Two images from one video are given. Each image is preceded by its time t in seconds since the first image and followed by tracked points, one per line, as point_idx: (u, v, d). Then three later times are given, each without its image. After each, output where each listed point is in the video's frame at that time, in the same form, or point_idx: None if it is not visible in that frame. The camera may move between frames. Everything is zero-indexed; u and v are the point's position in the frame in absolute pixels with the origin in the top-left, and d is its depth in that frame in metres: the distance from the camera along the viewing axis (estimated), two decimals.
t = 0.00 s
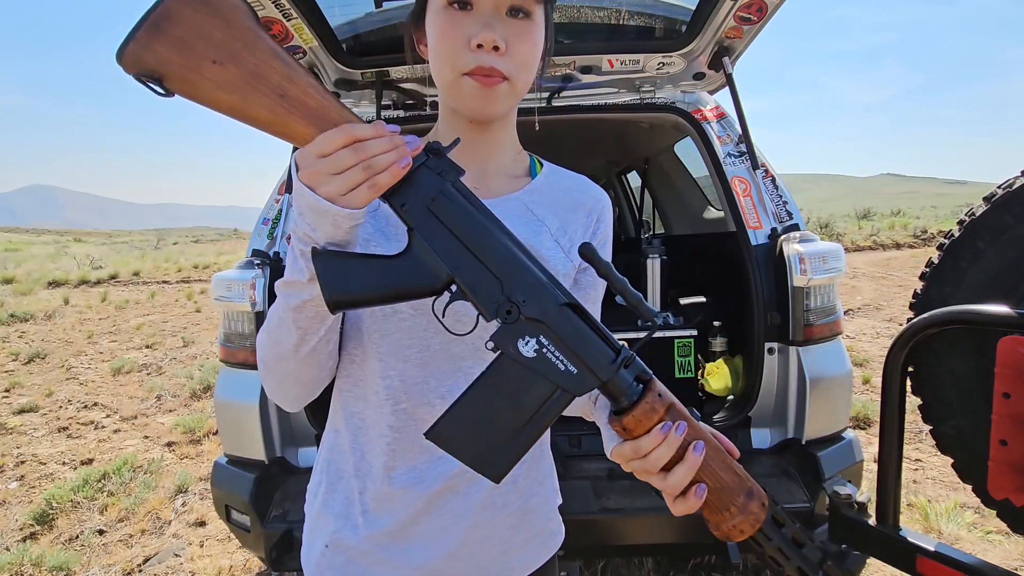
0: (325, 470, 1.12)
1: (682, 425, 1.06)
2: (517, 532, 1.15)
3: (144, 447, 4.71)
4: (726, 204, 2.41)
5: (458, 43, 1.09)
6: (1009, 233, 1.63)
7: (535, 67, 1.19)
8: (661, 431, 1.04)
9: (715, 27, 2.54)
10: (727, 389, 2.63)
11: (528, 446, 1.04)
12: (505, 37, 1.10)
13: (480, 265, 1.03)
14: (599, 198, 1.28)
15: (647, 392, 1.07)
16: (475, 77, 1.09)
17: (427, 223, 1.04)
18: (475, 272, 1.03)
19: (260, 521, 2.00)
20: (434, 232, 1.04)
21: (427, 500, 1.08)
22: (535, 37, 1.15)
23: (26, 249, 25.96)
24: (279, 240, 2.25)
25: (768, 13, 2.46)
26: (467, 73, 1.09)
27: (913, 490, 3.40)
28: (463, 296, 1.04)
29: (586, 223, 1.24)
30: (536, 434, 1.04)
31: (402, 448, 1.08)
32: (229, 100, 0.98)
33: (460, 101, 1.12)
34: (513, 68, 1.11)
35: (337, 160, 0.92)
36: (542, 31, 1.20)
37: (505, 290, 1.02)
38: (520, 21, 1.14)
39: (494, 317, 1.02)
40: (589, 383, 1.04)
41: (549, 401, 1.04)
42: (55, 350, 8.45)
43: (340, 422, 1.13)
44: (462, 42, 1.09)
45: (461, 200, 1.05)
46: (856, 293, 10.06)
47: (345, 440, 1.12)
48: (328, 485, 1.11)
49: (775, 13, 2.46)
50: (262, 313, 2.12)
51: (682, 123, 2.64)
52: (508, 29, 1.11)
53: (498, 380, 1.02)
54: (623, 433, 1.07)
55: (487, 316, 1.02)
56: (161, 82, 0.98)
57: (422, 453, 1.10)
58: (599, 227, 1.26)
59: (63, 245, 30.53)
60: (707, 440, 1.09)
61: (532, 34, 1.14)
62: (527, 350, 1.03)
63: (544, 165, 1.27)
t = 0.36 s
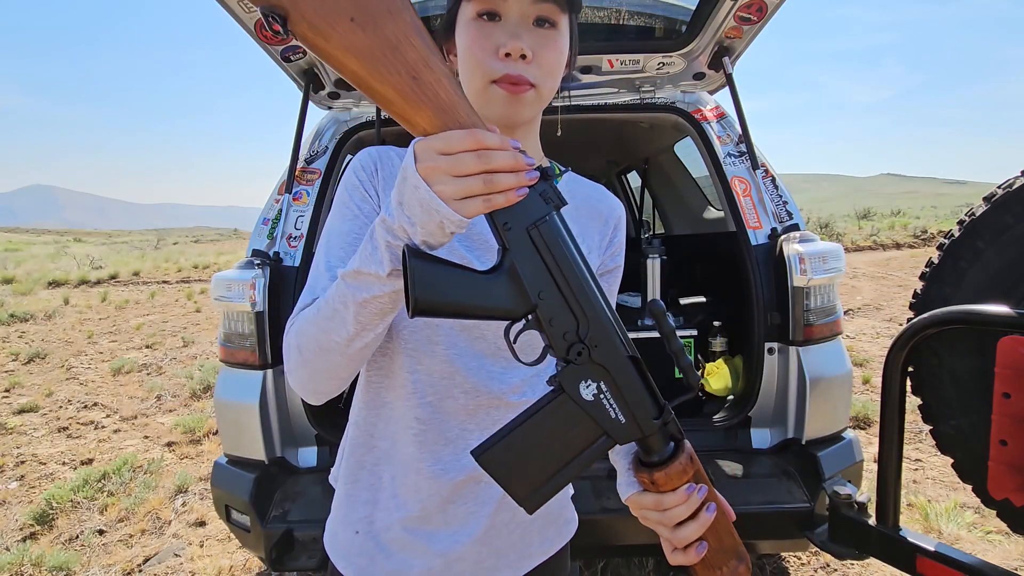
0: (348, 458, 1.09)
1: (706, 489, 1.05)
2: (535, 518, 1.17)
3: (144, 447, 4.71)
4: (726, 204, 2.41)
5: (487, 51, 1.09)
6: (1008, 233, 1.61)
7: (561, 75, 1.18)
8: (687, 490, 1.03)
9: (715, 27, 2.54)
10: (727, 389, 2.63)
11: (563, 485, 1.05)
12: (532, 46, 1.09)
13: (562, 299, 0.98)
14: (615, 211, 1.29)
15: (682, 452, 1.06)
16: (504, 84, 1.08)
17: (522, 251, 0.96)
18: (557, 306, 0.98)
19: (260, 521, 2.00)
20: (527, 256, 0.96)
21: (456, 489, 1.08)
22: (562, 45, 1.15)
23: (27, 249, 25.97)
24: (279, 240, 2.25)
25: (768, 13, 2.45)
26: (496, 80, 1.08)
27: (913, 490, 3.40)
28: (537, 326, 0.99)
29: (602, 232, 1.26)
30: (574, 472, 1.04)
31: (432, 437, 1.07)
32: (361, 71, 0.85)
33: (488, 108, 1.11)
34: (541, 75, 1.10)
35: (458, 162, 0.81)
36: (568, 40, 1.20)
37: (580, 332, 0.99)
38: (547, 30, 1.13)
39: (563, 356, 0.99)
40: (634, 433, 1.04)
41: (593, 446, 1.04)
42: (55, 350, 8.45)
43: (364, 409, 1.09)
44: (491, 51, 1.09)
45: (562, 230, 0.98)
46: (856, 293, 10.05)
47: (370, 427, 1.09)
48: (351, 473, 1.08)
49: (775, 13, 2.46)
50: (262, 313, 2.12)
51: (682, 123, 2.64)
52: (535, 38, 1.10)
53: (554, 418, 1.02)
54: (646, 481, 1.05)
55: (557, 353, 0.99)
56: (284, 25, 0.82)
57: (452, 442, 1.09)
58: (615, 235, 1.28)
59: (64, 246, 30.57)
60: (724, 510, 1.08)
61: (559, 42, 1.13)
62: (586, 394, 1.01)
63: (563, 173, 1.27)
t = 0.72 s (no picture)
0: (347, 451, 1.08)
1: None
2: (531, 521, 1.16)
3: (144, 447, 4.71)
4: (726, 204, 2.41)
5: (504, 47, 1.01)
6: (1008, 233, 1.59)
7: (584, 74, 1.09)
8: None
9: (715, 27, 2.54)
10: (727, 389, 2.63)
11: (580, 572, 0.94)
12: (552, 40, 1.01)
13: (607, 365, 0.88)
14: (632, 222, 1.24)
15: (710, 546, 0.96)
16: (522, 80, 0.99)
17: (574, 309, 0.85)
18: (602, 371, 0.88)
19: (260, 521, 2.00)
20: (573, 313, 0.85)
21: (451, 497, 1.06)
22: (585, 39, 1.06)
23: (26, 250, 25.97)
24: (279, 240, 2.25)
25: (768, 13, 2.45)
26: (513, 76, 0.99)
27: (913, 490, 3.40)
28: (576, 391, 0.88)
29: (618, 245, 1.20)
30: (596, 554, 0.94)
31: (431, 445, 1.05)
32: (435, 88, 0.68)
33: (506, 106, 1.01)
34: (562, 71, 1.01)
35: (527, 203, 0.67)
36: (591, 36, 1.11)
37: (622, 402, 0.90)
38: (568, 23, 1.05)
39: (601, 428, 0.89)
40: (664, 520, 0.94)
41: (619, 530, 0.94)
42: (55, 350, 8.45)
43: (366, 405, 1.08)
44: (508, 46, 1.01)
45: (620, 286, 0.88)
46: (856, 293, 10.06)
47: (372, 424, 1.09)
48: (349, 466, 1.08)
49: (775, 13, 2.45)
50: (262, 313, 2.12)
51: (682, 123, 2.65)
52: (555, 33, 1.02)
53: (584, 493, 0.92)
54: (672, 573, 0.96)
55: (595, 424, 0.88)
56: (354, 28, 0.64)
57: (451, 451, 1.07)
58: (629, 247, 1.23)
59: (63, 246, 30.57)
60: None
61: (581, 36, 1.05)
62: (619, 472, 0.92)
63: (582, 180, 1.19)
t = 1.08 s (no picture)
0: (346, 457, 1.04)
1: None
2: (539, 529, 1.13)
3: (144, 447, 4.72)
4: (726, 204, 2.41)
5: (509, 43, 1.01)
6: (1009, 233, 1.59)
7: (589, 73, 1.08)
8: None
9: (714, 27, 2.54)
10: (727, 389, 2.63)
11: None
12: (557, 38, 1.01)
13: (620, 410, 0.77)
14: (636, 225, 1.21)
15: None
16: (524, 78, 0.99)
17: (589, 351, 0.74)
18: (615, 416, 0.77)
19: (260, 522, 1.99)
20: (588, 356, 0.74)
21: (453, 506, 1.02)
22: (591, 38, 1.05)
23: (26, 250, 25.98)
24: (279, 240, 2.25)
25: (768, 13, 2.45)
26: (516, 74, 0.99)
27: (913, 490, 3.40)
28: (586, 438, 0.76)
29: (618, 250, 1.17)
30: None
31: (432, 452, 1.01)
32: (460, 116, 0.57)
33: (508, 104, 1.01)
34: (567, 69, 1.01)
35: (551, 246, 0.63)
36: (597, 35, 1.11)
37: (634, 450, 0.79)
38: (574, 21, 1.04)
39: (608, 479, 0.78)
40: None
41: None
42: (55, 350, 8.45)
43: (367, 409, 1.05)
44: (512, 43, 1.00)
45: (640, 332, 0.78)
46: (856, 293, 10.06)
47: (375, 427, 1.05)
48: (349, 472, 1.04)
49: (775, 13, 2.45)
50: (262, 313, 2.12)
51: (682, 123, 2.65)
52: (561, 30, 1.02)
53: (587, 549, 0.81)
54: None
55: (604, 474, 0.77)
56: (376, 41, 0.54)
57: (455, 460, 1.04)
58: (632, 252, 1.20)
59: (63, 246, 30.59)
60: None
61: (587, 35, 1.04)
62: (626, 524, 0.82)
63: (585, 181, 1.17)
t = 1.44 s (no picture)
0: (349, 460, 1.04)
1: None
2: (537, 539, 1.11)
3: (144, 447, 4.72)
4: (726, 204, 2.41)
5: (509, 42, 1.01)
6: (1009, 233, 1.59)
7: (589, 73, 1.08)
8: None
9: (715, 27, 2.54)
10: (727, 389, 2.63)
11: None
12: (555, 37, 1.00)
13: (626, 421, 0.76)
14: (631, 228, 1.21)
15: None
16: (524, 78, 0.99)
17: (598, 363, 0.72)
18: (623, 427, 0.75)
19: (260, 521, 1.99)
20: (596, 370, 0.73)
21: (452, 514, 1.01)
22: (591, 39, 1.05)
23: (26, 249, 25.98)
24: (279, 240, 2.25)
25: (769, 13, 2.45)
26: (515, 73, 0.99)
27: (913, 490, 3.40)
28: (597, 454, 0.73)
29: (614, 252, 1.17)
30: None
31: (432, 458, 1.00)
32: (475, 125, 0.56)
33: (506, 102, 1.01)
34: (565, 69, 1.01)
35: (533, 261, 0.63)
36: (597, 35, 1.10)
37: (640, 460, 0.78)
38: (575, 21, 1.04)
39: (622, 492, 0.75)
40: None
41: None
42: (55, 350, 8.45)
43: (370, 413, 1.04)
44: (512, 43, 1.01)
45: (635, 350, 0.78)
46: (856, 293, 10.07)
47: (377, 430, 1.05)
48: (354, 475, 1.04)
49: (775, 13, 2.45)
50: (262, 313, 2.12)
51: (683, 123, 2.65)
52: (560, 30, 1.02)
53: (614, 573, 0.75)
54: None
55: (618, 487, 0.74)
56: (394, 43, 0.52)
57: (453, 465, 1.03)
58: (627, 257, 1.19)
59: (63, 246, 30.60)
60: None
61: (587, 36, 1.04)
62: (641, 535, 0.78)
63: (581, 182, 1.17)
